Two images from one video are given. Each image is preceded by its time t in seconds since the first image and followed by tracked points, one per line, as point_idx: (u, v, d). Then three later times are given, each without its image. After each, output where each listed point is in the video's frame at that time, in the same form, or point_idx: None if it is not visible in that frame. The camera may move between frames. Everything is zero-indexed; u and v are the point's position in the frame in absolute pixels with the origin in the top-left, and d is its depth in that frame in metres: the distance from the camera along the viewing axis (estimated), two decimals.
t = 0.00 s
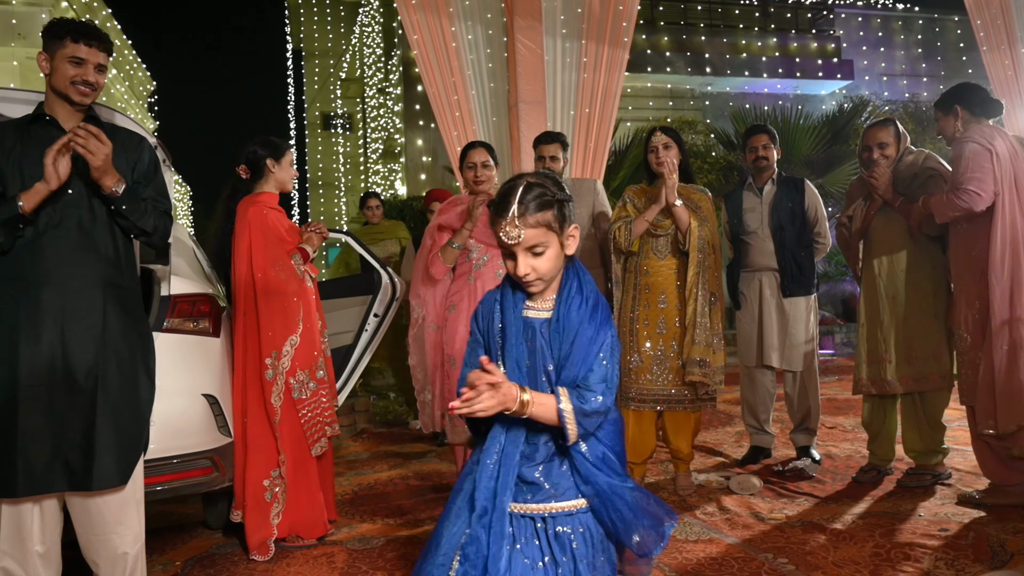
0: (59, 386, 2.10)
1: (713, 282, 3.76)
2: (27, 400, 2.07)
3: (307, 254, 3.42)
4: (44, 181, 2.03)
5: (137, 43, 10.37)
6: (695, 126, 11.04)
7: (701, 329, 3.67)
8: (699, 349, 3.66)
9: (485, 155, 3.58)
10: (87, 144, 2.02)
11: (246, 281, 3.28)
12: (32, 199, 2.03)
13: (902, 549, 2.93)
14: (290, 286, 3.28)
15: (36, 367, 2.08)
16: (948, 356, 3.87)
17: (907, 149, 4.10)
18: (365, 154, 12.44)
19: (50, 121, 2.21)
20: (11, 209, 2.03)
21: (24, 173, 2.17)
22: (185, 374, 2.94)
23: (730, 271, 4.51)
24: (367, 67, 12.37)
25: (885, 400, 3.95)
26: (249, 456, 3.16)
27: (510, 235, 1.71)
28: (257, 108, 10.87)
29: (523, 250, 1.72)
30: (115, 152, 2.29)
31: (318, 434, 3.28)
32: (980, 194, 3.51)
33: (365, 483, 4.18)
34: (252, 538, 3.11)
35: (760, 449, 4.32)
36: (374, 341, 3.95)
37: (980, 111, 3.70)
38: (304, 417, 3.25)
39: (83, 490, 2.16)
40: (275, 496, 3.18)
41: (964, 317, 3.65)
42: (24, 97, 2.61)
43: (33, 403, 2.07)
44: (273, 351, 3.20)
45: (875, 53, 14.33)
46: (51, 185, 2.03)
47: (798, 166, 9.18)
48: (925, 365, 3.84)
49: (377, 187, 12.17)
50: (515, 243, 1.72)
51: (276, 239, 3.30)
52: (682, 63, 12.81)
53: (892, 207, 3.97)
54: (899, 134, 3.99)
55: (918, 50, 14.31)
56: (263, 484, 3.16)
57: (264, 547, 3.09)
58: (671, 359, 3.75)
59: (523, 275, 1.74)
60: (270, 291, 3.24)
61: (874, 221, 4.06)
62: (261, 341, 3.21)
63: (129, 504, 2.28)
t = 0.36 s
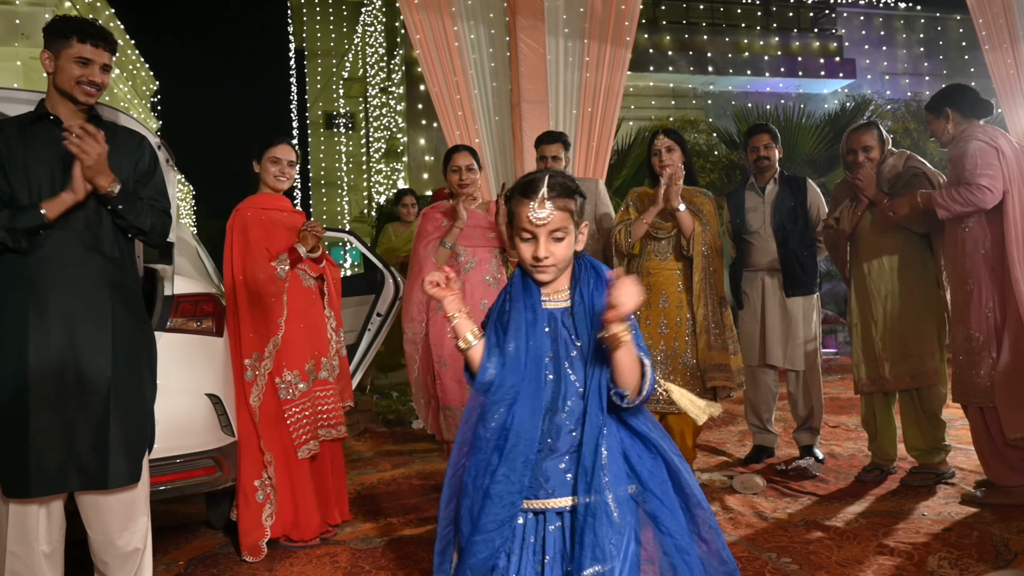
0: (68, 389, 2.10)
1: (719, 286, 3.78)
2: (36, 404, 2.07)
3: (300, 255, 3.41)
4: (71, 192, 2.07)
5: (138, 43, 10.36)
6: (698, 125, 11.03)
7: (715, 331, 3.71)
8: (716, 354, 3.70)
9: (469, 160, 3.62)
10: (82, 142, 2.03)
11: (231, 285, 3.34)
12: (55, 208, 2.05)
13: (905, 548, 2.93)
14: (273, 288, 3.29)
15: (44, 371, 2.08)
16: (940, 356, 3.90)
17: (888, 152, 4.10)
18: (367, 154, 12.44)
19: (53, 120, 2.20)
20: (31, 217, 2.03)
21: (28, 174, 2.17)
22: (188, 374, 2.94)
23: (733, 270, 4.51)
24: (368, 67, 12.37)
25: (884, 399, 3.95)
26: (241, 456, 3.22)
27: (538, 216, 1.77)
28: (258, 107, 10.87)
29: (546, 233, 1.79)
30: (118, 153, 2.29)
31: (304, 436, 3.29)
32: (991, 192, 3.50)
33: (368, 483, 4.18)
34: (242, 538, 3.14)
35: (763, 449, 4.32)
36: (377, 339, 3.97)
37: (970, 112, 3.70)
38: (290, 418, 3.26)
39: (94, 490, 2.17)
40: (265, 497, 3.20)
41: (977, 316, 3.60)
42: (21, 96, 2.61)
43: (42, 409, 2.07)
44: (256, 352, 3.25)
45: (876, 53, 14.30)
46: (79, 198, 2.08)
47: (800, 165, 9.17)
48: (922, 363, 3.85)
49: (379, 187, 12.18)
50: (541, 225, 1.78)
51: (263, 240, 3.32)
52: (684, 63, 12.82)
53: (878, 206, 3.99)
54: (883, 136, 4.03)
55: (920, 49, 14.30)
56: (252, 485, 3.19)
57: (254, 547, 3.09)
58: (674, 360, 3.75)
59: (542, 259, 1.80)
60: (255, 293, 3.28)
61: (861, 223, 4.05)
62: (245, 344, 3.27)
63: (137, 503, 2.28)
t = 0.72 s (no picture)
0: (70, 389, 2.11)
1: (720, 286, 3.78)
2: (38, 404, 2.08)
3: (290, 256, 3.41)
4: (53, 181, 2.02)
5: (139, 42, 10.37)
6: (700, 125, 11.03)
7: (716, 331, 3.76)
8: (719, 356, 3.74)
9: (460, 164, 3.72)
10: (132, 158, 2.13)
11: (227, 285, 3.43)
12: (40, 199, 2.02)
13: (906, 547, 2.94)
14: (256, 289, 3.32)
15: (47, 371, 2.09)
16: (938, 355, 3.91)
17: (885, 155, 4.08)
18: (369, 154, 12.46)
19: (51, 118, 2.20)
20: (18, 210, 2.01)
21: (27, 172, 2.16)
22: (192, 374, 2.95)
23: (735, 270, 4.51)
24: (370, 67, 12.38)
25: (883, 398, 3.96)
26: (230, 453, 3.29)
27: (584, 213, 1.75)
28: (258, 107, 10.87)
29: (587, 230, 1.77)
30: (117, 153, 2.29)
31: (287, 438, 3.31)
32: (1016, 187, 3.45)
33: (370, 483, 4.19)
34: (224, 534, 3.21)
35: (766, 448, 4.33)
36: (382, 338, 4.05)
37: (971, 113, 3.72)
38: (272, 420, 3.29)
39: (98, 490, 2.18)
40: (247, 495, 3.23)
41: (987, 313, 3.55)
42: (23, 96, 2.59)
43: (44, 409, 2.08)
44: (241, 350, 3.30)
45: (878, 53, 14.30)
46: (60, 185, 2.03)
47: (803, 165, 9.18)
48: (917, 362, 3.88)
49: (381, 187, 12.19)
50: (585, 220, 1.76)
51: (251, 242, 3.38)
52: (686, 62, 12.82)
53: (875, 205, 3.99)
54: (879, 137, 4.05)
55: (922, 49, 14.28)
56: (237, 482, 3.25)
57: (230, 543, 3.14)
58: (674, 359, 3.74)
59: (590, 257, 1.76)
60: (243, 294, 3.36)
61: (856, 220, 4.04)
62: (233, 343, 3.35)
63: (139, 504, 2.29)
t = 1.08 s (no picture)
0: (74, 388, 2.11)
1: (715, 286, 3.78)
2: (42, 402, 2.08)
3: (291, 256, 3.42)
4: (82, 197, 2.09)
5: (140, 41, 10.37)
6: (701, 125, 11.03)
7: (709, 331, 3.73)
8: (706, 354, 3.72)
9: (458, 165, 3.76)
10: (85, 151, 2.06)
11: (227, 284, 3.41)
12: (66, 213, 2.08)
13: (906, 546, 2.94)
14: (255, 289, 3.32)
15: (50, 370, 2.09)
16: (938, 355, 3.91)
17: (885, 153, 4.09)
18: (371, 153, 12.46)
19: (51, 115, 2.19)
20: (42, 220, 2.05)
21: (30, 171, 2.16)
22: (194, 374, 2.95)
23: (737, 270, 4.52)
24: (371, 66, 12.40)
25: (884, 398, 3.96)
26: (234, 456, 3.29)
27: (588, 235, 1.69)
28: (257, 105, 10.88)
29: (587, 255, 1.70)
30: (118, 153, 2.30)
31: (291, 439, 3.32)
32: None
33: (372, 483, 4.20)
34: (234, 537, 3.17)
35: (767, 448, 4.34)
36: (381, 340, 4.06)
37: (979, 117, 3.76)
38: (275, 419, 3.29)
39: (101, 489, 2.19)
40: (254, 496, 3.23)
41: (989, 311, 3.54)
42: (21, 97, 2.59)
43: (49, 407, 2.08)
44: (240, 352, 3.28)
45: (879, 53, 14.30)
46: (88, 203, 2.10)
47: (804, 164, 9.18)
48: (918, 362, 3.88)
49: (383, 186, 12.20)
50: (586, 244, 1.69)
51: (252, 242, 3.39)
52: (688, 62, 12.82)
53: (872, 205, 4.01)
54: (879, 137, 4.06)
55: (923, 49, 14.27)
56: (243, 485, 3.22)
57: (245, 544, 3.13)
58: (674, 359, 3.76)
59: (581, 281, 1.69)
60: (243, 294, 3.36)
61: (854, 226, 4.08)
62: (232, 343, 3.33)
63: (141, 503, 2.30)
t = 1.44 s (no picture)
0: (78, 386, 2.12)
1: (713, 285, 3.77)
2: (49, 399, 2.09)
3: (295, 254, 3.42)
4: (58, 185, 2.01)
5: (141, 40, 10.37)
6: (702, 124, 11.02)
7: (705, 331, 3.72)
8: (703, 354, 3.71)
9: (460, 166, 3.74)
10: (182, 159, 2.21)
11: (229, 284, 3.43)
12: (44, 202, 2.02)
13: (907, 545, 2.94)
14: (261, 287, 3.33)
15: (53, 368, 2.09)
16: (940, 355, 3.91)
17: (888, 153, 4.06)
18: (371, 153, 12.47)
19: (51, 112, 2.20)
20: (22, 212, 2.01)
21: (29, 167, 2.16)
22: (196, 374, 2.96)
23: (738, 269, 4.51)
24: (373, 66, 12.40)
25: (885, 399, 3.96)
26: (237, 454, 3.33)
27: (548, 218, 1.80)
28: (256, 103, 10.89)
29: (551, 237, 1.82)
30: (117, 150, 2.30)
31: (289, 436, 3.31)
32: None
33: (373, 482, 4.21)
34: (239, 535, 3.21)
35: (767, 447, 4.34)
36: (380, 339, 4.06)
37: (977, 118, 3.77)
38: (277, 416, 3.30)
39: (104, 488, 2.19)
40: (258, 493, 3.25)
41: (996, 310, 3.55)
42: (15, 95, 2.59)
43: (54, 405, 2.09)
44: (243, 350, 3.30)
45: (880, 53, 14.29)
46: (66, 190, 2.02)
47: (804, 164, 9.18)
48: (919, 362, 3.87)
49: (383, 186, 12.21)
50: (547, 228, 1.81)
51: (257, 240, 3.41)
52: (689, 62, 12.81)
53: (875, 205, 4.01)
54: (882, 137, 4.05)
55: (924, 49, 14.25)
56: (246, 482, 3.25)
57: (249, 543, 3.16)
58: (673, 358, 3.77)
59: (545, 262, 1.83)
60: (247, 293, 3.36)
61: (858, 224, 4.07)
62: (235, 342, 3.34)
63: (144, 501, 2.30)
